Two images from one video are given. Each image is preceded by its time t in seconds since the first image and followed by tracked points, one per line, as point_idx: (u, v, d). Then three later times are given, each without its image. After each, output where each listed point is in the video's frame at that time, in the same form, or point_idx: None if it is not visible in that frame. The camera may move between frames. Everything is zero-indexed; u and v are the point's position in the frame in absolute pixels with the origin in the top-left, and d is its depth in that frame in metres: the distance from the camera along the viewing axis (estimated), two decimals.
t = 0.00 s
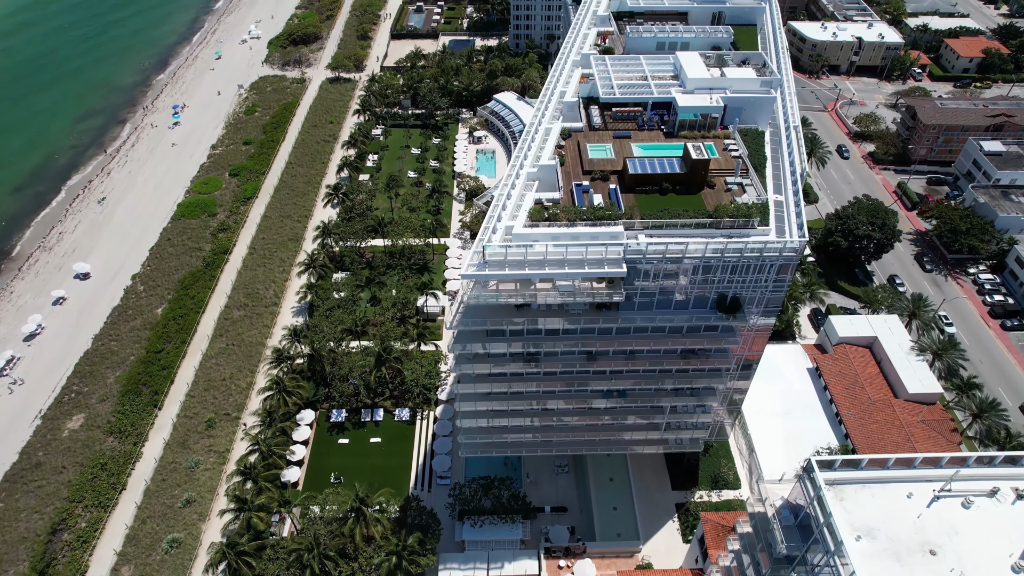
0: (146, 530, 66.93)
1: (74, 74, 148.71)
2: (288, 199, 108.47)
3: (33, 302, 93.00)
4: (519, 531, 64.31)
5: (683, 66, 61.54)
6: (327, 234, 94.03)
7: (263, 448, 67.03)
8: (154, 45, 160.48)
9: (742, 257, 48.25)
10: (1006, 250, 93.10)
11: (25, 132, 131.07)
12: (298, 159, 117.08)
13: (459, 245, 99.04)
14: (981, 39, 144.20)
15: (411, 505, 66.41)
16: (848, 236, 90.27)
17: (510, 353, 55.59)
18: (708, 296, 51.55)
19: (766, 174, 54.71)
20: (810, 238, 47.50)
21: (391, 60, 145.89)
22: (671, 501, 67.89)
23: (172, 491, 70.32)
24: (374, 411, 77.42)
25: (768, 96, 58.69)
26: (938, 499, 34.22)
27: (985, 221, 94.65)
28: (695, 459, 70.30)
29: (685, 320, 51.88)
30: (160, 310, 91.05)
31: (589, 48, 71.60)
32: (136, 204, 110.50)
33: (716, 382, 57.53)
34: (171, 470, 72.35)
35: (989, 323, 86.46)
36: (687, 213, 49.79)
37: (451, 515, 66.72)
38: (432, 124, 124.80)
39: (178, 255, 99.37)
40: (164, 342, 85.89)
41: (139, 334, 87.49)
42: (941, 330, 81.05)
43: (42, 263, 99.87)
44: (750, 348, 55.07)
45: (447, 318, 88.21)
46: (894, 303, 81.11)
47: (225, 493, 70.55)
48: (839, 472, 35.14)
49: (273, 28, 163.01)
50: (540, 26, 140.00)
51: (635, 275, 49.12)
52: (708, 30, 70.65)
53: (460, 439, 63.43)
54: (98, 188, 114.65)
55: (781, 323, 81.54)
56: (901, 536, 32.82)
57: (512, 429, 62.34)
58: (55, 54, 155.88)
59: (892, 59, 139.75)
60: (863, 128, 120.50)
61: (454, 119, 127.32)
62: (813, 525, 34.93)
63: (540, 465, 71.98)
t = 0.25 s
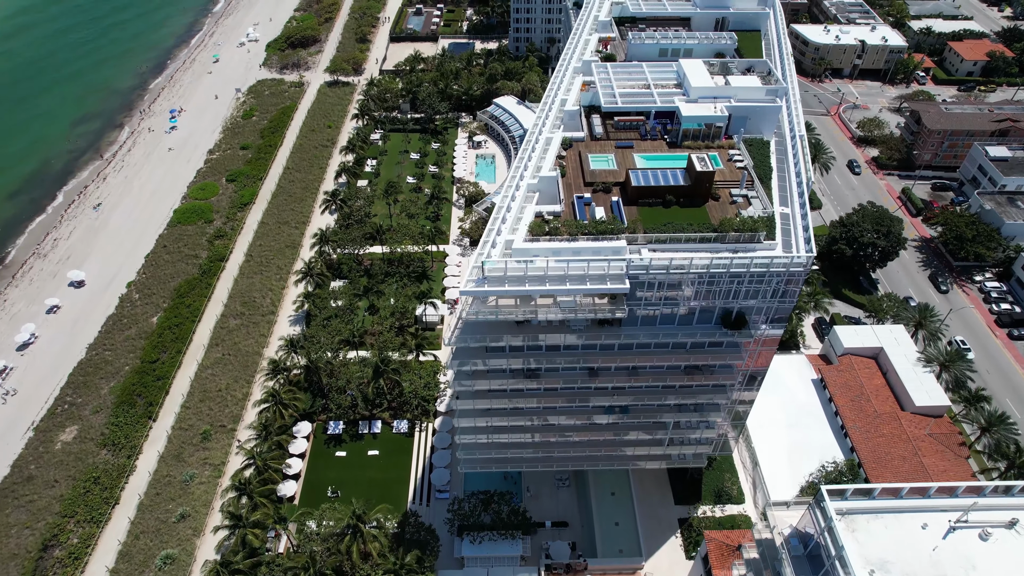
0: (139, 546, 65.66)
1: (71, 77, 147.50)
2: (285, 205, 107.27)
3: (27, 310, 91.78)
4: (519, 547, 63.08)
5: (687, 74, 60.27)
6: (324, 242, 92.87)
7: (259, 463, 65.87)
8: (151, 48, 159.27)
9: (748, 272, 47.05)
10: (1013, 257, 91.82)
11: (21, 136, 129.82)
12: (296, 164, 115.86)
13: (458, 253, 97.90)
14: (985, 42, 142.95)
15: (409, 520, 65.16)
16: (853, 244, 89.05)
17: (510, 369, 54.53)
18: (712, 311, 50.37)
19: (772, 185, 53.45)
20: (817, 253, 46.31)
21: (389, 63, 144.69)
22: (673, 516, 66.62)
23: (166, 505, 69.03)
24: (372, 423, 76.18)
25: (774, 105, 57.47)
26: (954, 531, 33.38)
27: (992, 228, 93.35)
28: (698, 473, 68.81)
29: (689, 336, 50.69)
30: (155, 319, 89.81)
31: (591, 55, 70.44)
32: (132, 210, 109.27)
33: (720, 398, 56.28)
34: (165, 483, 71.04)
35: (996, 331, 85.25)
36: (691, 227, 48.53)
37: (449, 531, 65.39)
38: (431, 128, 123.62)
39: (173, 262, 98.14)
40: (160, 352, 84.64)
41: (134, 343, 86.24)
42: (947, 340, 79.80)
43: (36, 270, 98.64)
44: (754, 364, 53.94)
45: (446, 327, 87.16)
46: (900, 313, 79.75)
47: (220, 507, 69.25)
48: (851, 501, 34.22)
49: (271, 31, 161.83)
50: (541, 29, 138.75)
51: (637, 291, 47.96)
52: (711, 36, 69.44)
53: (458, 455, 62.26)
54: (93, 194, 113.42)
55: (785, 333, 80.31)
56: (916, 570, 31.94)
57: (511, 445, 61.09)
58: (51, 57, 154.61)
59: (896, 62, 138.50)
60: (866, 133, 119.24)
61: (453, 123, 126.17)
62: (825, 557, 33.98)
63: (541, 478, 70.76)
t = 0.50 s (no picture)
0: (132, 563, 64.39)
1: (67, 81, 146.29)
2: (282, 211, 106.08)
3: (21, 319, 90.53)
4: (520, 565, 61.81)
5: (690, 83, 59.06)
6: (322, 249, 91.68)
7: (254, 478, 64.60)
8: (148, 51, 158.07)
9: (754, 289, 45.82)
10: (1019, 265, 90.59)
11: (16, 140, 128.55)
12: (294, 169, 114.65)
13: (457, 260, 96.73)
14: (989, 46, 141.70)
15: (408, 537, 63.91)
16: (858, 252, 87.78)
17: (510, 387, 53.36)
18: (718, 327, 48.95)
19: (778, 198, 52.23)
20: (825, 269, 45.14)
21: (388, 67, 143.52)
22: (676, 531, 65.32)
23: (160, 521, 67.72)
24: (369, 435, 74.99)
25: (779, 115, 56.29)
26: (970, 564, 32.87)
27: (998, 236, 92.09)
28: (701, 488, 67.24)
29: (693, 353, 49.36)
30: (151, 328, 88.58)
31: (592, 62, 69.32)
32: (128, 216, 108.01)
33: (725, 415, 55.04)
34: (159, 498, 69.73)
35: (1003, 341, 84.07)
36: (696, 242, 47.32)
37: (448, 547, 64.08)
38: (430, 133, 122.48)
39: (169, 270, 96.93)
40: (154, 362, 83.40)
41: (129, 353, 85.02)
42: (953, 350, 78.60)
43: (30, 278, 97.39)
44: (759, 380, 52.83)
45: (445, 336, 86.14)
46: (907, 323, 78.46)
47: (214, 522, 67.93)
48: (865, 533, 33.69)
49: (270, 34, 160.67)
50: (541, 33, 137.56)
51: (640, 308, 46.70)
52: (714, 43, 68.25)
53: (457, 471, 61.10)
54: (89, 200, 112.18)
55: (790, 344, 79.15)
56: None
57: (511, 460, 59.87)
58: (47, 60, 153.38)
59: (899, 65, 137.28)
60: (870, 137, 118.07)
61: (453, 128, 125.01)
62: None
63: (541, 492, 69.53)
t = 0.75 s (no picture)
0: None
1: (63, 85, 144.83)
2: (280, 218, 104.89)
3: (14, 329, 89.28)
4: None
5: (694, 91, 57.74)
6: (319, 257, 90.54)
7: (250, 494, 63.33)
8: (145, 53, 156.65)
9: (761, 306, 44.57)
10: None
11: (11, 144, 127.23)
12: (291, 175, 113.45)
13: (457, 268, 95.66)
14: (994, 49, 140.42)
15: (406, 554, 62.74)
16: (863, 260, 86.48)
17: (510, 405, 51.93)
18: (722, 344, 47.86)
19: (785, 211, 50.98)
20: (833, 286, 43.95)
21: (387, 70, 142.30)
22: (679, 547, 63.27)
23: (154, 536, 66.42)
24: (367, 447, 73.86)
25: (785, 125, 54.99)
26: None
27: (1004, 243, 90.75)
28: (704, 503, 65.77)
29: (698, 370, 48.13)
30: (145, 337, 87.31)
31: (593, 69, 68.14)
32: (123, 223, 106.77)
33: (730, 432, 53.76)
34: (153, 512, 68.40)
35: (1010, 350, 82.64)
36: (701, 257, 46.17)
37: (447, 564, 62.93)
38: (429, 138, 121.36)
39: (165, 278, 95.68)
40: (149, 372, 82.12)
41: (123, 363, 83.72)
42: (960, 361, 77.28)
43: (24, 286, 96.12)
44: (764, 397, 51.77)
45: (443, 346, 85.20)
46: (913, 333, 77.17)
47: (209, 538, 66.66)
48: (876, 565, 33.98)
49: (267, 36, 159.39)
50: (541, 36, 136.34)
51: (644, 325, 45.46)
52: (718, 49, 67.01)
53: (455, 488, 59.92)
54: (84, 206, 110.91)
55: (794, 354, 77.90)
56: None
57: (511, 477, 58.66)
58: (43, 63, 152.01)
59: (902, 69, 136.02)
60: (874, 142, 116.82)
61: (452, 132, 123.82)
62: None
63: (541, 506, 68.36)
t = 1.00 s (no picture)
0: None
1: (59, 88, 143.57)
2: (277, 224, 103.67)
3: (7, 338, 88.02)
4: None
5: (698, 101, 56.58)
6: (317, 265, 89.38)
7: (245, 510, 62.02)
8: (142, 56, 155.41)
9: (768, 324, 43.37)
10: None
11: (6, 149, 125.99)
12: (289, 180, 112.21)
13: (456, 276, 94.41)
14: (998, 52, 139.18)
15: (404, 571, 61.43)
16: (868, 269, 85.26)
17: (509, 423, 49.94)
18: (727, 363, 46.78)
19: (791, 225, 49.83)
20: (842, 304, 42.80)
21: (386, 73, 141.09)
22: (682, 564, 62.09)
23: (147, 552, 65.14)
24: (365, 460, 72.57)
25: (791, 135, 53.89)
26: None
27: (1011, 251, 89.46)
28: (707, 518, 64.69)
29: (704, 390, 46.91)
30: (140, 347, 86.08)
31: (594, 76, 66.95)
32: (119, 229, 105.56)
33: (736, 451, 52.50)
34: (147, 528, 67.14)
35: (1018, 360, 81.43)
36: (706, 273, 44.95)
37: None
38: (428, 143, 120.17)
39: (161, 286, 94.46)
40: (144, 383, 80.80)
41: (117, 373, 82.45)
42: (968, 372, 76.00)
43: (17, 294, 94.89)
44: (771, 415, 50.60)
45: (442, 355, 84.16)
46: (919, 344, 75.88)
47: (203, 554, 65.34)
48: None
49: (266, 39, 158.21)
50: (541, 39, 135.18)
51: (647, 344, 44.25)
52: (722, 57, 65.83)
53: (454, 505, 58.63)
54: (79, 212, 109.68)
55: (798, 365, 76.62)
56: None
57: (511, 494, 57.37)
58: (39, 66, 150.77)
59: (906, 72, 134.80)
60: (877, 147, 115.65)
61: (452, 137, 122.62)
62: None
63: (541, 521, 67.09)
